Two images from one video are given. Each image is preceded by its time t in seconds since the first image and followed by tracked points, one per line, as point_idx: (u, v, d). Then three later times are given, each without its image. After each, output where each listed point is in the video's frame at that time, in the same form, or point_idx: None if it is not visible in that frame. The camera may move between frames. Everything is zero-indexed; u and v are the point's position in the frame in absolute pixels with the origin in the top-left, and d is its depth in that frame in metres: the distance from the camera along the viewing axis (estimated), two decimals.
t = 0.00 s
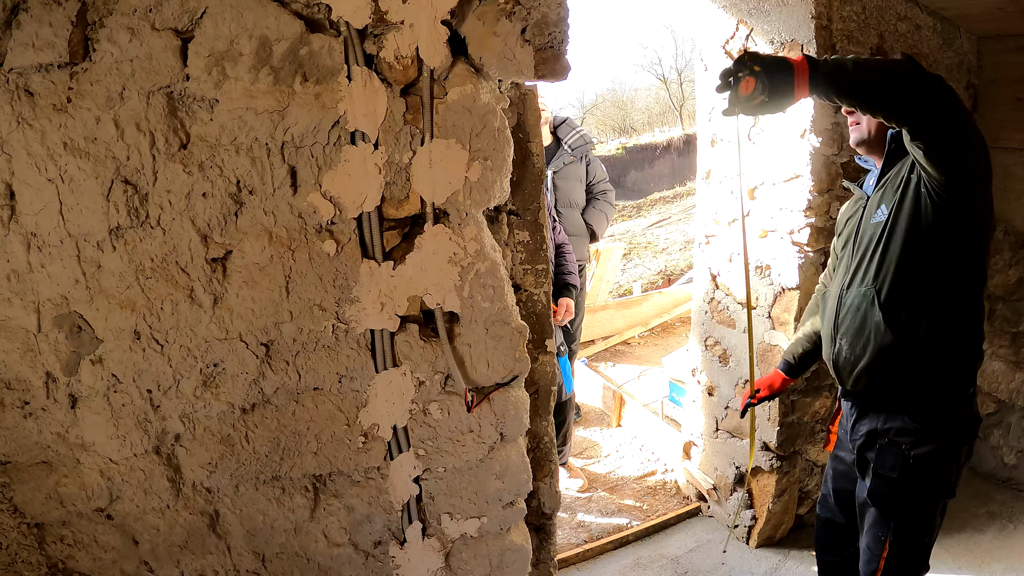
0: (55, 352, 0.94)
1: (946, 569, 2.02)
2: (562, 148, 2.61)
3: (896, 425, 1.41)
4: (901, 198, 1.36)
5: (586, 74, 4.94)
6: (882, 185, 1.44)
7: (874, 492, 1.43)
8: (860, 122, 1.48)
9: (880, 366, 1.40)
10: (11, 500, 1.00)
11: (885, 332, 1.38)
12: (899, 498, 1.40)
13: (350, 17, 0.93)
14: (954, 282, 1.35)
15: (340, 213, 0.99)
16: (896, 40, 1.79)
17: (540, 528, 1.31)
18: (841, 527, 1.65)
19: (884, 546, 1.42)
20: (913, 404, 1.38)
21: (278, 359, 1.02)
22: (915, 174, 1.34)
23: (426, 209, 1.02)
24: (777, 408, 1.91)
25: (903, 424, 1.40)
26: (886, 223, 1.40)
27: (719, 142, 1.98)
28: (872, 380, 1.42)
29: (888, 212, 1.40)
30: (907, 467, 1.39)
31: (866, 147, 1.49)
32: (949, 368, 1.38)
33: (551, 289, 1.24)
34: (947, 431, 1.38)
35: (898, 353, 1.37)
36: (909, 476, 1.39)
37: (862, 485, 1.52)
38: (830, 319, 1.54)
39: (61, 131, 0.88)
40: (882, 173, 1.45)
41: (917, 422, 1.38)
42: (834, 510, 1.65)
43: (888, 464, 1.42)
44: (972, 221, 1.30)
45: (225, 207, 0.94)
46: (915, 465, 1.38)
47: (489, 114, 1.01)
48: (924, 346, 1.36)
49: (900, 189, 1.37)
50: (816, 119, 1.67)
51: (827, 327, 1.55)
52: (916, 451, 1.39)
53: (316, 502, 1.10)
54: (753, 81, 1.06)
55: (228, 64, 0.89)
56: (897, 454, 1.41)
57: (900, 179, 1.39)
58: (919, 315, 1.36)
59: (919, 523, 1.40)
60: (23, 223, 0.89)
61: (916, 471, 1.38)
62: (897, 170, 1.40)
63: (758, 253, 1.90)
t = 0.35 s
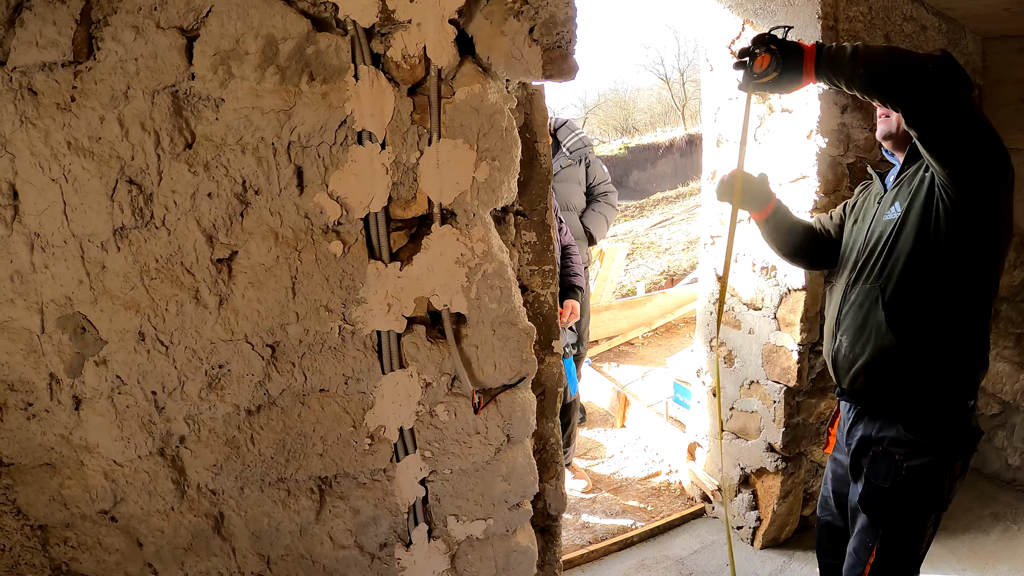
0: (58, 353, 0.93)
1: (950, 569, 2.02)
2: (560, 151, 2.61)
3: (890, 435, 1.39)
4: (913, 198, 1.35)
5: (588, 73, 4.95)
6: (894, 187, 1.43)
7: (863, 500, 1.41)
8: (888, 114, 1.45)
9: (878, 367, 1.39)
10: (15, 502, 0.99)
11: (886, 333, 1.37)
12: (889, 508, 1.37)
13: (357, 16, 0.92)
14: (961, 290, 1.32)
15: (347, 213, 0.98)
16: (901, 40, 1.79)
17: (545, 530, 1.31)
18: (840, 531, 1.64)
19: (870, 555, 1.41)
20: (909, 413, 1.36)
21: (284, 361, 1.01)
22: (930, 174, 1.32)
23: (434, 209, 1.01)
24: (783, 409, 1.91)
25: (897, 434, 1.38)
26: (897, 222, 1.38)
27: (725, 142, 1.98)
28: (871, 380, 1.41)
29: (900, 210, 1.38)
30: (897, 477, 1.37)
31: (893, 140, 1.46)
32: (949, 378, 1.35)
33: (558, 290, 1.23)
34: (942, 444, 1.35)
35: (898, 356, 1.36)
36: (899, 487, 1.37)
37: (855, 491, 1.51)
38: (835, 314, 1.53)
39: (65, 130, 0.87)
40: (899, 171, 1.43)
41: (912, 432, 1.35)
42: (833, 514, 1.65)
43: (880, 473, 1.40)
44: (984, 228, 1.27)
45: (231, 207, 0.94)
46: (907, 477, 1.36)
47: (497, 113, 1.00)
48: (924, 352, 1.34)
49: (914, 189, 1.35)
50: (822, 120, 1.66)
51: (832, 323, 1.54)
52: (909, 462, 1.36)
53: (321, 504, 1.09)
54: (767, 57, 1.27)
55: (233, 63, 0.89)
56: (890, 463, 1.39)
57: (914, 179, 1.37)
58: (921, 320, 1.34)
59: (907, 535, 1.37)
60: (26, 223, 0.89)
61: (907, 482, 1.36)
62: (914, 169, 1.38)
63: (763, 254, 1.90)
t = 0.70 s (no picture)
0: (61, 354, 0.93)
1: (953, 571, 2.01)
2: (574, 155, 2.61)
3: (889, 448, 1.37)
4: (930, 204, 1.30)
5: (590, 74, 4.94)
6: (908, 188, 1.39)
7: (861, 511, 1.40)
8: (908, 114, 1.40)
9: (878, 374, 1.36)
10: (17, 503, 0.99)
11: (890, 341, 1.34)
12: (885, 521, 1.36)
13: (362, 15, 0.91)
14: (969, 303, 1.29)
15: (352, 214, 0.98)
16: (906, 41, 1.78)
17: (549, 531, 1.30)
18: (833, 540, 1.63)
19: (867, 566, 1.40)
20: (909, 426, 1.34)
21: (288, 362, 1.00)
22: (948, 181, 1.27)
23: (439, 210, 1.01)
24: (787, 411, 1.91)
25: (897, 448, 1.36)
26: (909, 228, 1.34)
27: (729, 142, 1.97)
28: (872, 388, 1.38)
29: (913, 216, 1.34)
30: (896, 490, 1.35)
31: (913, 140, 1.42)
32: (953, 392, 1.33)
33: (563, 291, 1.22)
34: (942, 461, 1.33)
35: (901, 365, 1.32)
36: (897, 502, 1.35)
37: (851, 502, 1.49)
38: (838, 316, 1.49)
39: (69, 130, 0.86)
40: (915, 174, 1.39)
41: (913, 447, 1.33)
42: (828, 523, 1.63)
43: (878, 486, 1.38)
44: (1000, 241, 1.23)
45: (235, 207, 0.93)
46: (905, 493, 1.34)
47: (503, 114, 0.99)
48: (932, 387, 1.31)
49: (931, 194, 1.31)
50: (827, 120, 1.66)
51: (835, 326, 1.50)
52: (909, 477, 1.35)
53: (325, 506, 1.09)
54: (778, 57, 1.24)
55: (238, 62, 0.88)
56: (888, 478, 1.37)
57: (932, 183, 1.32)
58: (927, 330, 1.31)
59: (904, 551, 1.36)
60: (29, 223, 0.88)
61: (906, 498, 1.35)
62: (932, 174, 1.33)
63: (768, 255, 1.90)
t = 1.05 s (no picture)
0: (61, 354, 0.92)
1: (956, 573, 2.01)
2: (595, 154, 2.62)
3: (893, 461, 1.36)
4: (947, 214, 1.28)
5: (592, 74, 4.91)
6: (924, 192, 1.36)
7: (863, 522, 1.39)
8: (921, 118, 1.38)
9: (887, 385, 1.34)
10: (18, 503, 0.99)
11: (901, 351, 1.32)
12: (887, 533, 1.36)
13: (363, 15, 0.91)
14: (982, 323, 1.29)
15: (352, 214, 0.97)
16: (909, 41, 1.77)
17: (550, 532, 1.30)
18: (833, 549, 1.63)
19: None
20: (917, 437, 1.33)
21: (288, 362, 1.00)
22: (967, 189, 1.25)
23: (440, 210, 1.01)
24: (788, 412, 1.90)
25: (901, 461, 1.35)
26: (924, 236, 1.32)
27: (731, 143, 1.97)
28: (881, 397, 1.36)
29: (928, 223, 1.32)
30: (901, 502, 1.35)
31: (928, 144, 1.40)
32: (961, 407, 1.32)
33: (565, 291, 1.22)
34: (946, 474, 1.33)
35: (912, 376, 1.31)
36: (900, 515, 1.35)
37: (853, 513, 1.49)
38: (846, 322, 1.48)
39: (69, 129, 0.86)
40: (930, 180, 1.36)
41: (919, 460, 1.33)
42: (828, 532, 1.63)
43: (881, 499, 1.38)
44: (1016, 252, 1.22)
45: (236, 208, 0.93)
46: (909, 505, 1.34)
47: (504, 114, 0.99)
48: (942, 399, 1.30)
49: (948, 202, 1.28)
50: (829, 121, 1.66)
51: (842, 332, 1.49)
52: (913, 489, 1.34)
53: (325, 506, 1.08)
54: (792, 48, 1.16)
55: (238, 62, 0.88)
56: (892, 491, 1.37)
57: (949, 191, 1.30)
58: (940, 349, 1.29)
59: (905, 564, 1.37)
60: (29, 223, 0.88)
61: (910, 510, 1.34)
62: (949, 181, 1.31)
63: (770, 256, 1.89)
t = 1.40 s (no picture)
0: (63, 354, 0.93)
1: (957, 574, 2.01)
2: (606, 155, 2.61)
3: (896, 467, 1.36)
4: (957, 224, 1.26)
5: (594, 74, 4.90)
6: (933, 201, 1.34)
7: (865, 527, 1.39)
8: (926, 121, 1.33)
9: (894, 395, 1.33)
10: (19, 503, 0.99)
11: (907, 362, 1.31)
12: (888, 538, 1.36)
13: (364, 17, 0.91)
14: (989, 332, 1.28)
15: (353, 215, 0.98)
16: (911, 42, 1.77)
17: (551, 533, 1.30)
18: (835, 551, 1.62)
19: None
20: (921, 444, 1.33)
21: (289, 363, 1.00)
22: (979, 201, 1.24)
23: (441, 212, 1.01)
24: (789, 413, 1.90)
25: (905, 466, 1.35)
26: (932, 246, 1.30)
27: (733, 144, 1.97)
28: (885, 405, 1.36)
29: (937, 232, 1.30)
30: (904, 509, 1.35)
31: (933, 148, 1.35)
32: (962, 417, 1.32)
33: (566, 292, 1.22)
34: (949, 479, 1.34)
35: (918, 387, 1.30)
36: (903, 520, 1.35)
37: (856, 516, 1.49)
38: (850, 329, 1.46)
39: (71, 130, 0.86)
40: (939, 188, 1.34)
41: (923, 464, 1.33)
42: (830, 534, 1.63)
43: (884, 504, 1.37)
44: None
45: (237, 209, 0.93)
46: (912, 510, 1.34)
47: (505, 115, 0.99)
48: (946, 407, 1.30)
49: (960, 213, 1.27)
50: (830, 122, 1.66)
51: (846, 338, 1.47)
52: (916, 496, 1.34)
53: (326, 507, 1.09)
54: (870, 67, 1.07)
55: (240, 64, 0.88)
56: (894, 496, 1.36)
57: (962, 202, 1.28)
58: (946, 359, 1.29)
59: (907, 569, 1.37)
60: (32, 224, 0.88)
61: (913, 515, 1.34)
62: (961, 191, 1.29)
63: (771, 257, 1.89)
